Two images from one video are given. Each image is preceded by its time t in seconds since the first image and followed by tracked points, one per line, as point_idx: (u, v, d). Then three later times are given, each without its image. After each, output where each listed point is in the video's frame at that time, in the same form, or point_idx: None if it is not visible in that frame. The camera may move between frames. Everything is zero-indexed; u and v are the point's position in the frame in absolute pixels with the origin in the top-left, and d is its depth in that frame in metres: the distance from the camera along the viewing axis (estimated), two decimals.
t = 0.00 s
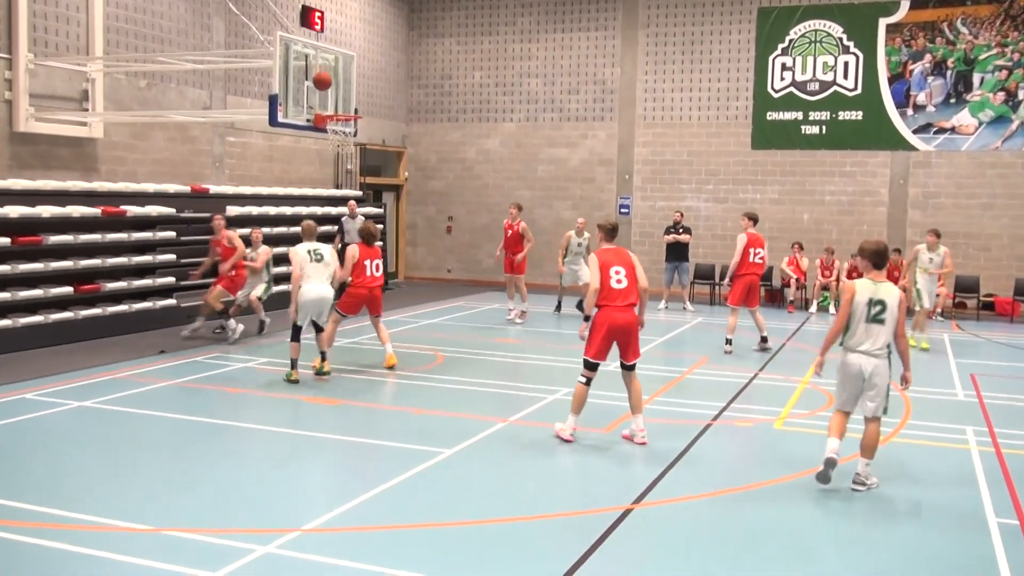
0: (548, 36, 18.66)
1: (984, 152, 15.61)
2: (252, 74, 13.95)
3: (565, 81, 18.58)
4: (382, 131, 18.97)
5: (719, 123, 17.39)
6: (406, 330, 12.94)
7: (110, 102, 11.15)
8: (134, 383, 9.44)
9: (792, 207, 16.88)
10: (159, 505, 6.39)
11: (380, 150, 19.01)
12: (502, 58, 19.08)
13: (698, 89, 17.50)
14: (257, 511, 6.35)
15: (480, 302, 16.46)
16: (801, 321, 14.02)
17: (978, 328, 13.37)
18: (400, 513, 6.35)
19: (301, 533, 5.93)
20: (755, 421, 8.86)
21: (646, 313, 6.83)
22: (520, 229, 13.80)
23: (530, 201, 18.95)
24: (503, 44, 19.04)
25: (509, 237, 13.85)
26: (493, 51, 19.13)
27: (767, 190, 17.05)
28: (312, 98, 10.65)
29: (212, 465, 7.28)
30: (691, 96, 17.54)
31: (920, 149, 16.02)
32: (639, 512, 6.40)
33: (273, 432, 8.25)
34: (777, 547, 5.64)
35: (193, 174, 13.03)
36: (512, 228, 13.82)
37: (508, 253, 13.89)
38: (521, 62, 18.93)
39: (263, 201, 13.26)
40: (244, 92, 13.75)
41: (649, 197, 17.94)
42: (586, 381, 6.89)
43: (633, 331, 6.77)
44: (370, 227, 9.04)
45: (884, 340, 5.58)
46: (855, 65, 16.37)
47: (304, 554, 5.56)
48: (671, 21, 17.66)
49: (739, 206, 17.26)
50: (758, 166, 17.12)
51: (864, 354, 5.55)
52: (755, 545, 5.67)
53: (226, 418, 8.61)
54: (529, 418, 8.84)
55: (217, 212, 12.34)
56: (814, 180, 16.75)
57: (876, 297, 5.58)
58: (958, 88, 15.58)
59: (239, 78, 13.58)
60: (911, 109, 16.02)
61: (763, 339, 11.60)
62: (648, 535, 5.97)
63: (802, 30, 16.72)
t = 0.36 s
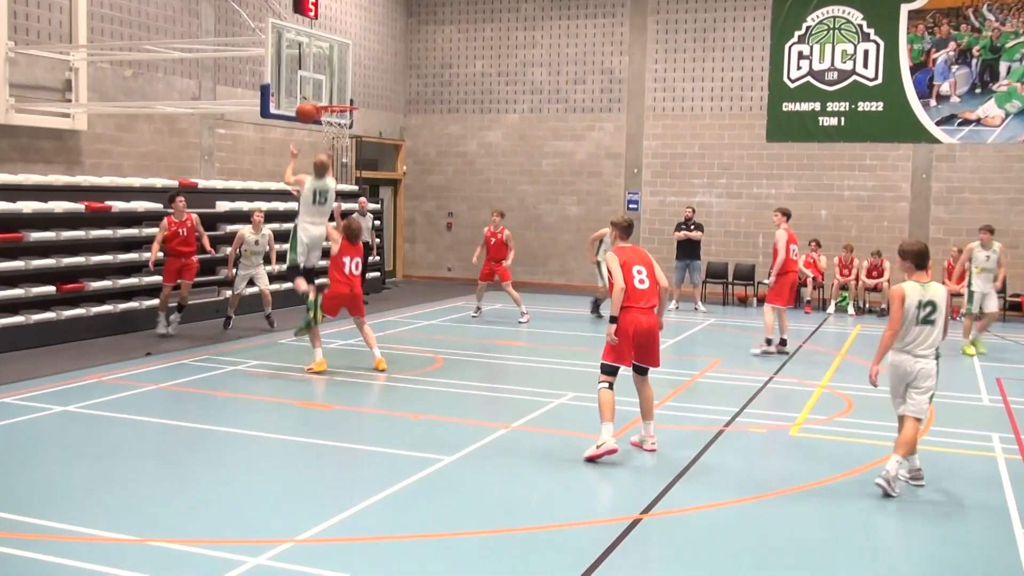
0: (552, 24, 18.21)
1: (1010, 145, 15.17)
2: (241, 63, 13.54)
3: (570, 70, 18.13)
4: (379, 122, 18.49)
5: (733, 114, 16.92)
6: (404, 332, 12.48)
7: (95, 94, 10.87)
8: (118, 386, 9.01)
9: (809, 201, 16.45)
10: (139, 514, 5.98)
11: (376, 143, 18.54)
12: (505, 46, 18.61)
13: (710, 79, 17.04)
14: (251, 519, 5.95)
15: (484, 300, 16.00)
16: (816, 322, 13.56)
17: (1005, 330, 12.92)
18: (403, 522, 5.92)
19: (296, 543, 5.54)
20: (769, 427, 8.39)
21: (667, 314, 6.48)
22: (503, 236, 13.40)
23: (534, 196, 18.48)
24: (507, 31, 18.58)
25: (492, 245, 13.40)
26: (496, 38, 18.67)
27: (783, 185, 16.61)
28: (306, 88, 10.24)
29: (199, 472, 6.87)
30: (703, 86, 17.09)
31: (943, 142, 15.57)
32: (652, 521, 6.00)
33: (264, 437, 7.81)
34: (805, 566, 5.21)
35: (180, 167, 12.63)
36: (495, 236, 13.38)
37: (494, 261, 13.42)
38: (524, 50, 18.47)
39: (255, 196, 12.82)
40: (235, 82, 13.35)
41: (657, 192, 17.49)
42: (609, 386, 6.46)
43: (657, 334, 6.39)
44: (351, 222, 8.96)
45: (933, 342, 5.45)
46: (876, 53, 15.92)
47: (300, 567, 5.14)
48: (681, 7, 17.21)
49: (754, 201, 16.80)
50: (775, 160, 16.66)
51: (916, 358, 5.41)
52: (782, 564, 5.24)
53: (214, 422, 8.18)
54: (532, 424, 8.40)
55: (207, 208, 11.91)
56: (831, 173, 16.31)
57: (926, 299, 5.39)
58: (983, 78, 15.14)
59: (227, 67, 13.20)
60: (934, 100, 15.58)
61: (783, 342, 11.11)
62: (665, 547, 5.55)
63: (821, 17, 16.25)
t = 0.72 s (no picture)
0: (557, 12, 17.86)
1: None
2: (233, 53, 13.32)
3: (576, 60, 17.78)
4: (377, 115, 18.18)
5: (746, 106, 16.58)
6: (405, 332, 12.15)
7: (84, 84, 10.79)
8: (107, 386, 8.71)
9: (824, 196, 16.12)
10: (126, 520, 5.67)
11: (374, 136, 18.22)
12: (509, 35, 18.26)
13: (721, 70, 16.71)
14: (242, 524, 5.64)
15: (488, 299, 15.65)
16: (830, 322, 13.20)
17: None
18: (405, 529, 5.61)
19: (291, 551, 5.21)
20: (783, 431, 8.03)
21: (668, 319, 6.12)
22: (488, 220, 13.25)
23: (539, 191, 18.13)
24: (511, 20, 18.23)
25: (476, 228, 13.16)
26: (497, 28, 18.33)
27: (798, 179, 16.26)
28: (301, 79, 10.01)
29: (189, 475, 6.57)
30: (715, 77, 16.75)
31: (964, 135, 15.26)
32: (661, 529, 5.68)
33: (257, 440, 7.49)
34: None
35: (171, 161, 12.45)
36: (480, 219, 13.16)
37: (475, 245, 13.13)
38: (528, 40, 18.12)
39: (250, 192, 12.52)
40: (228, 72, 13.22)
41: (667, 187, 17.14)
42: (613, 399, 6.15)
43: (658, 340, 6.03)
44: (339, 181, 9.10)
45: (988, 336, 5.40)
46: (895, 42, 15.55)
47: None
48: None
49: (767, 196, 16.46)
50: (791, 154, 16.31)
51: (968, 350, 5.38)
52: None
53: (203, 424, 7.86)
54: (537, 427, 8.06)
55: (200, 204, 11.63)
56: (848, 167, 15.96)
57: (981, 292, 5.36)
58: (1006, 68, 14.79)
59: (221, 57, 13.02)
60: (955, 91, 15.26)
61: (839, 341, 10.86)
62: (678, 557, 5.23)
63: (839, 6, 15.89)
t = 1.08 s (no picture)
0: (560, 5, 17.60)
1: None
2: (226, 47, 13.08)
3: (579, 54, 17.52)
4: (375, 110, 17.91)
5: (755, 101, 16.32)
6: (404, 334, 11.87)
7: (72, 79, 10.62)
8: (96, 390, 8.43)
9: (835, 194, 15.86)
10: (113, 526, 5.42)
11: (372, 132, 17.95)
12: (511, 28, 17.98)
13: (728, 64, 16.45)
14: (235, 531, 5.39)
15: (490, 300, 15.36)
16: (841, 324, 12.94)
17: None
18: (406, 538, 5.34)
19: (286, 560, 4.96)
20: (793, 436, 7.75)
21: (677, 317, 5.81)
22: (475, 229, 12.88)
23: (542, 188, 17.85)
24: (513, 13, 17.95)
25: (463, 237, 12.84)
26: (499, 21, 18.06)
27: (808, 177, 16.00)
28: (297, 72, 9.89)
29: (179, 480, 6.31)
30: (721, 71, 16.49)
31: (980, 130, 14.98)
32: (667, 537, 5.42)
33: (250, 444, 7.22)
34: None
35: (163, 158, 12.23)
36: (466, 229, 12.81)
37: (463, 254, 12.90)
38: (530, 33, 17.84)
39: (245, 189, 12.25)
40: (221, 67, 13.00)
41: (673, 184, 16.88)
42: (619, 407, 5.87)
43: (665, 342, 5.74)
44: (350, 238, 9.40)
45: None
46: (908, 35, 15.31)
47: None
48: None
49: (776, 194, 16.19)
50: (799, 151, 16.06)
51: None
52: None
53: (194, 428, 7.59)
54: (539, 432, 7.78)
55: (192, 201, 11.37)
56: (860, 164, 15.69)
57: None
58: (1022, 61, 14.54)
59: (214, 51, 12.81)
60: (971, 85, 14.99)
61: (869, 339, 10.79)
62: (690, 567, 4.97)
63: None
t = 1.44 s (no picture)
0: None
1: None
2: (222, 41, 12.91)
3: (582, 49, 17.33)
4: (374, 106, 17.72)
5: (761, 97, 16.13)
6: (404, 334, 11.68)
7: (64, 73, 10.47)
8: (87, 390, 8.26)
9: (843, 192, 15.67)
10: (103, 530, 5.24)
11: (371, 128, 17.75)
12: (513, 23, 17.78)
13: (734, 59, 16.26)
14: (228, 535, 5.20)
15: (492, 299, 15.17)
16: (850, 324, 12.75)
17: None
18: (405, 542, 5.16)
19: (283, 565, 4.78)
20: (801, 439, 7.56)
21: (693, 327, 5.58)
22: (467, 236, 12.67)
23: (544, 185, 17.66)
24: (515, 7, 17.74)
25: (457, 245, 12.57)
26: (500, 15, 17.86)
27: (816, 174, 15.81)
28: (293, 67, 9.74)
29: (172, 482, 6.14)
30: (727, 67, 16.30)
31: (992, 127, 14.79)
32: (672, 542, 5.23)
33: (243, 446, 7.05)
34: None
35: (158, 155, 12.06)
36: (460, 237, 12.55)
37: (458, 261, 12.61)
38: (532, 27, 17.64)
39: (241, 186, 12.07)
40: (216, 61, 12.83)
41: (677, 182, 16.69)
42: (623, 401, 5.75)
43: (678, 350, 5.53)
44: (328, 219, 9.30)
45: None
46: (919, 30, 15.11)
47: None
48: None
49: (783, 191, 16.01)
50: (806, 148, 15.87)
51: None
52: None
53: (187, 429, 7.42)
54: (542, 435, 7.60)
55: (187, 199, 11.19)
56: (869, 161, 15.50)
57: None
58: None
59: (209, 45, 12.63)
60: (983, 81, 14.79)
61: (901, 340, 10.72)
62: (698, 573, 4.78)
63: None
